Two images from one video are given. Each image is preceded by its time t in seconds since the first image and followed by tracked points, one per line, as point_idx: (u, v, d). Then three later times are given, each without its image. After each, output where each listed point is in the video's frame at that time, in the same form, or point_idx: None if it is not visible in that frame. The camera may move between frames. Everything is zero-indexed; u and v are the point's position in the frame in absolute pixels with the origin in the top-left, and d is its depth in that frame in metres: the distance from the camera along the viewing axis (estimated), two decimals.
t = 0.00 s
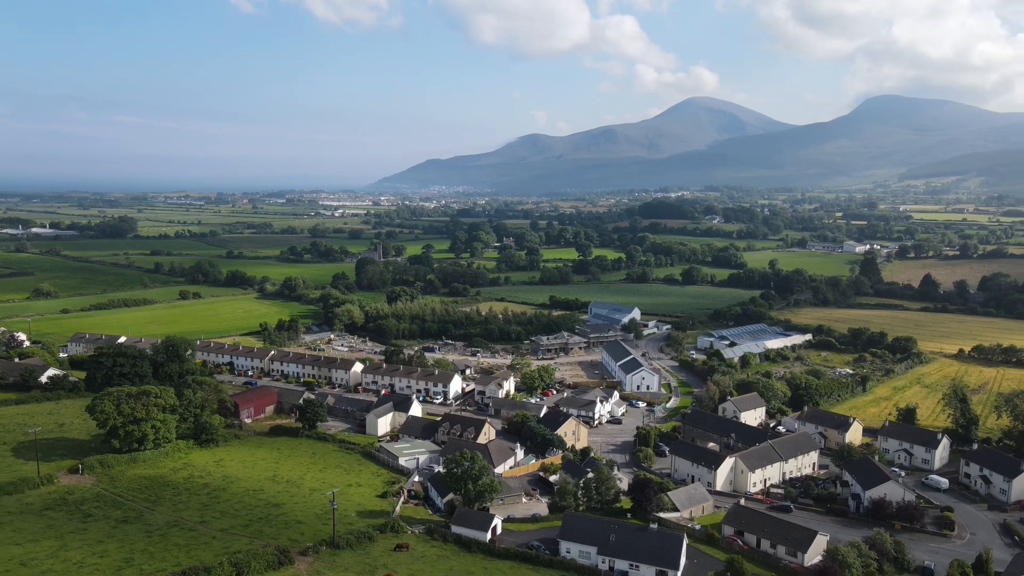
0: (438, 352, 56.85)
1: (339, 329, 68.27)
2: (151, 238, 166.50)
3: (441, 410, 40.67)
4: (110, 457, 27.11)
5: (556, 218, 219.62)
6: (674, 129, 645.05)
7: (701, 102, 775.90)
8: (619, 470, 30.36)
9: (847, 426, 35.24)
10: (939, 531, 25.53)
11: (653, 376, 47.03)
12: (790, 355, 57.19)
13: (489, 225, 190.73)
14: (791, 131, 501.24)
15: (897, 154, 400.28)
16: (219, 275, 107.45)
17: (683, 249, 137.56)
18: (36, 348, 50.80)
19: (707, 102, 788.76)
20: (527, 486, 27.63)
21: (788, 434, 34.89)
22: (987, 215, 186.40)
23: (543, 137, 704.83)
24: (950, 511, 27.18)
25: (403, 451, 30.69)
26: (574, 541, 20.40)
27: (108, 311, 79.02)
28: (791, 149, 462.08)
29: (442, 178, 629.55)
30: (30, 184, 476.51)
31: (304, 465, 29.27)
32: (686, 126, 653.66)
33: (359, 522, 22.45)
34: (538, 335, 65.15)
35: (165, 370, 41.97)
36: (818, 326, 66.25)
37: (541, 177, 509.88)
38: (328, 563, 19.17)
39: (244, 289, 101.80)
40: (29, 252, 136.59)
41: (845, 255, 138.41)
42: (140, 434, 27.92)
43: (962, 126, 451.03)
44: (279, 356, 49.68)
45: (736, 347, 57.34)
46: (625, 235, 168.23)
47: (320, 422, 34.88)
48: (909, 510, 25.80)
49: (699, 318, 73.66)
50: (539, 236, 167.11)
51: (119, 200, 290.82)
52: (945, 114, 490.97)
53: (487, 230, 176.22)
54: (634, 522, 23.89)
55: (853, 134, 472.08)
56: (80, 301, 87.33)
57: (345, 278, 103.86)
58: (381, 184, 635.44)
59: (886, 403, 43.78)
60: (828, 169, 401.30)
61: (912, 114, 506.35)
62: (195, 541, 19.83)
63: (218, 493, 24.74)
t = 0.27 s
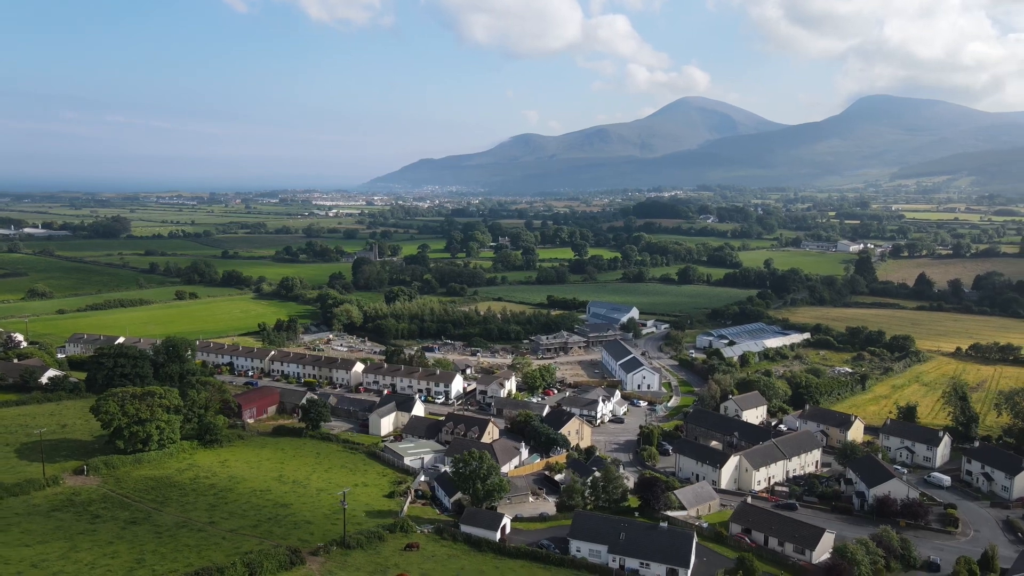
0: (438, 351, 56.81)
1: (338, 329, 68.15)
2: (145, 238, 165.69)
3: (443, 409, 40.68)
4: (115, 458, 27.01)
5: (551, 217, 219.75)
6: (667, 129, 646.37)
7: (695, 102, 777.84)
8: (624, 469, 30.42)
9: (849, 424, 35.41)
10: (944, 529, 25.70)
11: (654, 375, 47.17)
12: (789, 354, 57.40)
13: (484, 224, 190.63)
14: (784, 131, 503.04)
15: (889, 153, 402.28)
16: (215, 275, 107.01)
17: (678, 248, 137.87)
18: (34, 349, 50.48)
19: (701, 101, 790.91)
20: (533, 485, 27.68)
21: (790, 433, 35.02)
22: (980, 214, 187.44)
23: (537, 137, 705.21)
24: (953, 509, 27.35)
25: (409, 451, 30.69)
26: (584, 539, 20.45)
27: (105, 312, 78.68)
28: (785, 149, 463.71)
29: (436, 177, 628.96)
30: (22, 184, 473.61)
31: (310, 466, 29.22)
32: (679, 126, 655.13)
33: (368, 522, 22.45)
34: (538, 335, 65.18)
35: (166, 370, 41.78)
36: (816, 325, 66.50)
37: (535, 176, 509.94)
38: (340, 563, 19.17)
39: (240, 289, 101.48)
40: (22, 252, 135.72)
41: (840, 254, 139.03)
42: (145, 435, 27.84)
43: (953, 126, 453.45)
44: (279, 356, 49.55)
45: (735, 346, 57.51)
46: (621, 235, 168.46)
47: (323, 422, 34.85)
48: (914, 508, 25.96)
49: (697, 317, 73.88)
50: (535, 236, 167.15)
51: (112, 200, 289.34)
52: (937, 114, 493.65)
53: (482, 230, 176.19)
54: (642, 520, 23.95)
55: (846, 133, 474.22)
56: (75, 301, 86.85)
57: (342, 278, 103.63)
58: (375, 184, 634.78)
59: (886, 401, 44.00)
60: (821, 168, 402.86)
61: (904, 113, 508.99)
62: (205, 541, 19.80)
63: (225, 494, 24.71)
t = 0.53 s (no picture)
0: (439, 351, 56.77)
1: (337, 330, 68.01)
2: (139, 238, 164.86)
3: (446, 409, 40.72)
4: (119, 459, 26.91)
5: (546, 216, 219.87)
6: (661, 128, 647.53)
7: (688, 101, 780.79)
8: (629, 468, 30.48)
9: (851, 422, 35.59)
10: (948, 526, 25.86)
11: (655, 374, 47.28)
12: (788, 353, 57.60)
13: (480, 224, 190.56)
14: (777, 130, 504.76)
15: (882, 153, 404.15)
16: (212, 275, 106.55)
17: (674, 247, 138.14)
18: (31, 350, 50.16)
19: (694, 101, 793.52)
20: (540, 484, 27.71)
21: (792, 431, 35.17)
22: (972, 213, 188.58)
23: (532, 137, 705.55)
24: (957, 506, 27.51)
25: (414, 450, 30.69)
26: (594, 538, 20.51)
27: (101, 312, 78.28)
28: (778, 148, 465.09)
29: (431, 177, 628.14)
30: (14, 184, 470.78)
31: (315, 466, 29.15)
32: (673, 126, 656.54)
33: (377, 522, 22.44)
34: (537, 334, 65.26)
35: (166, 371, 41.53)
36: (815, 324, 66.79)
37: (530, 176, 509.82)
38: (351, 563, 19.16)
39: (237, 290, 101.14)
40: (15, 253, 134.85)
41: (834, 254, 139.65)
42: (149, 436, 27.72)
43: (945, 125, 455.79)
44: (280, 356, 49.44)
45: (735, 345, 57.69)
46: (616, 234, 168.72)
47: (327, 422, 34.80)
48: (919, 505, 26.09)
49: (696, 316, 74.07)
50: (530, 236, 167.23)
51: (104, 200, 287.66)
52: (929, 113, 496.19)
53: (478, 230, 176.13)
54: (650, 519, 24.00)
55: (838, 133, 476.28)
56: (71, 302, 86.36)
57: (339, 278, 103.37)
58: (367, 184, 633.56)
59: (886, 399, 44.25)
60: (815, 167, 404.50)
61: (896, 113, 511.65)
62: (215, 542, 19.75)
63: (232, 494, 24.65)
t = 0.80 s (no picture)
0: (438, 351, 56.72)
1: (336, 330, 67.93)
2: (133, 238, 164.10)
3: (448, 409, 40.71)
4: (125, 460, 26.81)
5: (542, 216, 220.03)
6: (655, 128, 648.48)
7: (681, 101, 782.27)
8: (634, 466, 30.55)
9: (852, 421, 35.75)
10: (952, 523, 26.01)
11: (656, 374, 47.36)
12: (787, 352, 57.83)
13: (476, 224, 190.52)
14: (771, 130, 506.35)
15: (875, 152, 405.97)
16: (208, 275, 106.18)
17: (670, 247, 138.47)
18: (29, 351, 49.87)
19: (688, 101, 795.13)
20: (546, 484, 27.76)
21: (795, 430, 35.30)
22: (964, 212, 189.74)
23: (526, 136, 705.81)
24: (961, 503, 27.67)
25: (419, 450, 30.68)
26: (605, 537, 20.54)
27: (97, 313, 77.87)
28: (771, 148, 466.61)
29: (425, 176, 627.50)
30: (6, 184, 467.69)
31: (320, 467, 29.10)
32: (667, 125, 657.89)
33: (386, 522, 22.44)
34: (537, 334, 65.30)
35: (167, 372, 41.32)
36: (813, 322, 67.07)
37: (525, 175, 509.83)
38: (362, 563, 19.15)
39: (233, 290, 100.83)
40: (8, 253, 133.97)
41: (829, 253, 140.25)
42: (155, 437, 27.64)
43: (937, 125, 458.37)
44: (280, 356, 49.31)
45: (734, 344, 57.90)
46: (612, 234, 168.93)
47: (330, 422, 34.74)
48: (923, 503, 26.22)
49: (694, 315, 74.26)
50: (526, 235, 167.29)
51: (96, 200, 286.04)
52: (921, 113, 498.68)
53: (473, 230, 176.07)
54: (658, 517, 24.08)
55: (832, 133, 478.20)
56: (67, 303, 85.88)
57: (336, 278, 103.19)
58: (361, 183, 632.21)
59: (886, 397, 44.51)
60: (808, 166, 405.98)
61: (889, 113, 514.14)
62: (226, 543, 19.72)
63: (240, 495, 24.60)
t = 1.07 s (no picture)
0: (439, 351, 56.66)
1: (335, 330, 67.80)
2: (127, 238, 163.22)
3: (450, 409, 40.67)
4: (130, 461, 26.72)
5: (537, 215, 220.13)
6: (649, 127, 649.54)
7: (675, 100, 783.79)
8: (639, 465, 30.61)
9: (854, 419, 35.91)
10: (957, 520, 26.16)
11: (656, 373, 47.44)
12: (786, 351, 58.04)
13: (471, 224, 190.40)
14: (765, 129, 507.85)
15: (868, 151, 407.77)
16: (204, 275, 105.73)
17: (666, 246, 138.76)
18: (27, 352, 49.57)
19: (682, 100, 796.72)
20: (552, 484, 27.76)
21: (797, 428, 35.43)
22: (957, 211, 190.67)
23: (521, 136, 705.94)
24: (965, 501, 27.83)
25: (424, 450, 30.67)
26: (615, 536, 20.56)
27: (94, 314, 77.44)
28: (765, 147, 468.05)
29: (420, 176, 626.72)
30: None
31: (325, 467, 29.04)
32: (661, 125, 659.22)
33: (396, 522, 22.39)
34: (536, 333, 65.35)
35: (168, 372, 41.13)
36: (810, 321, 67.34)
37: (519, 174, 509.66)
38: (374, 564, 19.13)
39: (230, 290, 100.51)
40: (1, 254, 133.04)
41: (823, 252, 140.80)
42: (159, 438, 27.54)
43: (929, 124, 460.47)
44: (280, 357, 49.15)
45: (733, 343, 58.07)
46: (608, 233, 169.09)
47: (334, 422, 34.69)
48: (929, 501, 26.35)
49: (692, 314, 74.45)
50: (522, 235, 167.29)
51: (88, 200, 284.37)
52: (913, 113, 501.21)
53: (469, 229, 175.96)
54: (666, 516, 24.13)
55: (825, 132, 479.90)
56: (62, 303, 85.40)
57: (332, 278, 102.94)
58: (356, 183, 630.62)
59: (886, 396, 44.71)
60: (802, 165, 407.26)
61: (881, 112, 516.57)
62: (236, 543, 19.70)
63: (247, 496, 24.54)
